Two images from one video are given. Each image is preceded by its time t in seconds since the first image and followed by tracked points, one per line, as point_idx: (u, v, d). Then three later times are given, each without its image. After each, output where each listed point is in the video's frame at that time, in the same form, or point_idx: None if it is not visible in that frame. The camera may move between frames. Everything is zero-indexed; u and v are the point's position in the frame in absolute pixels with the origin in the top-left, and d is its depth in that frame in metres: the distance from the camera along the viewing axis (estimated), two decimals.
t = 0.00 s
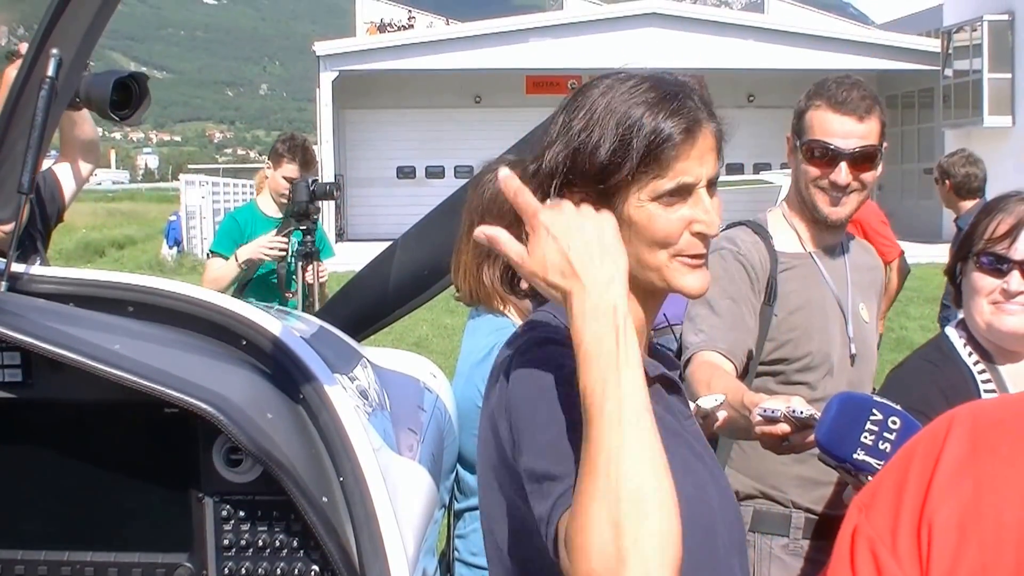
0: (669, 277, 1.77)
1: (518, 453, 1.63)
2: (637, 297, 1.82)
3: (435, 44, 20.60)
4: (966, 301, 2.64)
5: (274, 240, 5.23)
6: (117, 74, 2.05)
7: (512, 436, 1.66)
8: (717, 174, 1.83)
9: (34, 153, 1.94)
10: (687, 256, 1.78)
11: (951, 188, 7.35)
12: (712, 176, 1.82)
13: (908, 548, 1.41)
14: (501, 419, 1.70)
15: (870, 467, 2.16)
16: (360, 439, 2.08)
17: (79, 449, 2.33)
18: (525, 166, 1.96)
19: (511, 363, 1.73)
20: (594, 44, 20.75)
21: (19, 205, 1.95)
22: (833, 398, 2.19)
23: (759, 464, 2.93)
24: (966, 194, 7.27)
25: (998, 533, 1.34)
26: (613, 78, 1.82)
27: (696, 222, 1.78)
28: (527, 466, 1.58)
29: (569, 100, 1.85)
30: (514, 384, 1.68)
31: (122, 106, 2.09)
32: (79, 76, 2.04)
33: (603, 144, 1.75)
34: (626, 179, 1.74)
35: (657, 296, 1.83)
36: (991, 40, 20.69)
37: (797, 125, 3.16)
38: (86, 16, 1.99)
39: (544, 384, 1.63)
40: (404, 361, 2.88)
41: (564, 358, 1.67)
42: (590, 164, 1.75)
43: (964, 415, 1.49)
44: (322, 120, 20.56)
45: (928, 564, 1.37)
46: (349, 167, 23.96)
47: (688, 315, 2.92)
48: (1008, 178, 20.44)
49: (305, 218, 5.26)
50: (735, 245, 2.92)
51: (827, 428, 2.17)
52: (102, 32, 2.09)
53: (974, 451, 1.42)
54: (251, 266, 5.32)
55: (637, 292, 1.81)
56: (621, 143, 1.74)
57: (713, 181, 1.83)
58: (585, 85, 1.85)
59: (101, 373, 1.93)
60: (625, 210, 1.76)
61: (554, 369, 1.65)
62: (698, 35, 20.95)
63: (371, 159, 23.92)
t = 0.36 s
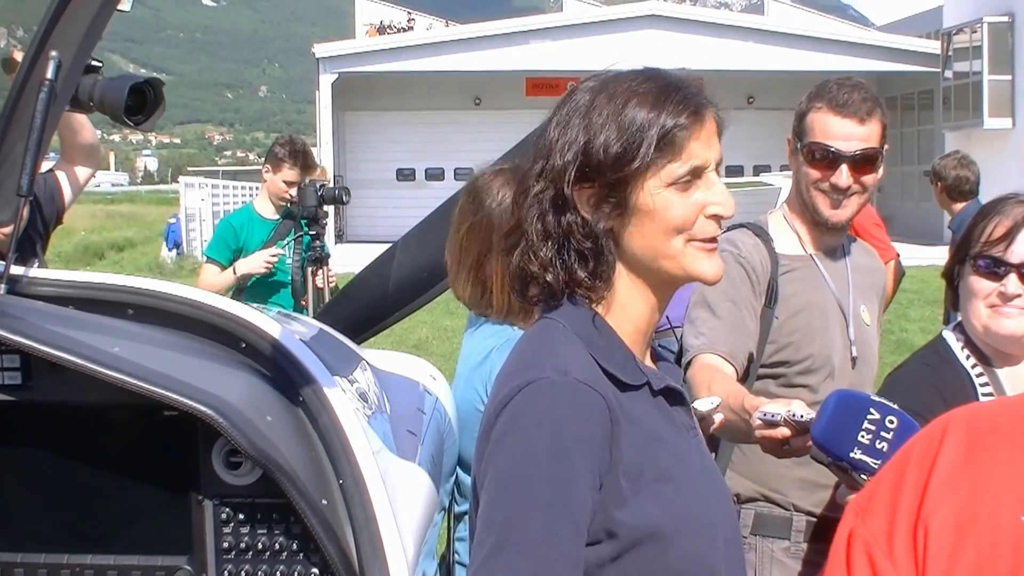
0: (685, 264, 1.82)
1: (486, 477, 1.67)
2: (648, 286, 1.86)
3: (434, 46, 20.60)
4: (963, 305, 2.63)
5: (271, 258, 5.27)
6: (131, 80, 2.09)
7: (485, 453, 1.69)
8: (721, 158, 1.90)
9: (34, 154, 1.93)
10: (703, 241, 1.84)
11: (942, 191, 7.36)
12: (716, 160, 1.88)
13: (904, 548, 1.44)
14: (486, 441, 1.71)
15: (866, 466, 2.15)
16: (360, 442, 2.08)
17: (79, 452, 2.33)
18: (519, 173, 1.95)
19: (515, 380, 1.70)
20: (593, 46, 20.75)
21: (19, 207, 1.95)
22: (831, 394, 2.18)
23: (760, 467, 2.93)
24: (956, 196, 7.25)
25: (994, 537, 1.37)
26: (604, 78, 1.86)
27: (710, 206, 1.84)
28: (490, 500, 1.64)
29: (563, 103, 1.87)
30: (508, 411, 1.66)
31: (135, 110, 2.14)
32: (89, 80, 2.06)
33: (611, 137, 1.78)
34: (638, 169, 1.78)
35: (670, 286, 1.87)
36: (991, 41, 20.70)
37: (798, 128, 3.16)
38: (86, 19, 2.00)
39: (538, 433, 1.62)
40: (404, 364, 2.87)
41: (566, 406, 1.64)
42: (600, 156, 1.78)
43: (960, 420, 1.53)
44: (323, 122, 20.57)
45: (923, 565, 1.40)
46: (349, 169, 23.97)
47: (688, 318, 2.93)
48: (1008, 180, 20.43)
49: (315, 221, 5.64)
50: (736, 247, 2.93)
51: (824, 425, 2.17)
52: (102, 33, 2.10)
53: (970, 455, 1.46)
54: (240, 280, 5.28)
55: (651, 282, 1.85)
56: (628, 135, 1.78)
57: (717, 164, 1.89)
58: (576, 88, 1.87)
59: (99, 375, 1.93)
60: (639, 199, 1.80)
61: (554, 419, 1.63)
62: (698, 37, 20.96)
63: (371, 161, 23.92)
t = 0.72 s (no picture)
0: (722, 250, 1.80)
1: (530, 496, 1.59)
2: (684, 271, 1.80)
3: (434, 46, 20.61)
4: (961, 308, 2.64)
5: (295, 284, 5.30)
6: (141, 82, 2.08)
7: (523, 469, 1.60)
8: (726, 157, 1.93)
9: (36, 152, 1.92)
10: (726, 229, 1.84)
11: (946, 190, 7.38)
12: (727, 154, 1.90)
13: (899, 548, 1.45)
14: (522, 455, 1.61)
15: (858, 470, 2.16)
16: (360, 444, 2.08)
17: (77, 455, 2.32)
18: (547, 154, 1.77)
19: (552, 396, 1.61)
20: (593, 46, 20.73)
21: (19, 210, 1.94)
22: (824, 399, 2.18)
23: (761, 468, 2.93)
24: (958, 194, 7.29)
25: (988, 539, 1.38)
26: (627, 69, 1.81)
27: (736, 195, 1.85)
28: (542, 520, 1.56)
29: (602, 85, 1.77)
30: (556, 429, 1.58)
31: (145, 110, 2.15)
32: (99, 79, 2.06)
33: (677, 116, 1.72)
34: (704, 147, 1.73)
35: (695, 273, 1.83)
36: (990, 42, 20.70)
37: (798, 130, 3.15)
38: (88, 18, 1.99)
39: (596, 452, 1.54)
40: (404, 365, 2.87)
41: (619, 419, 1.57)
42: (673, 132, 1.71)
43: (956, 420, 1.53)
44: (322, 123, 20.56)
45: (919, 565, 1.41)
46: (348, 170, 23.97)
47: (688, 320, 2.93)
48: (1008, 180, 20.42)
49: (315, 218, 5.66)
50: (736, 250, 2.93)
51: (819, 428, 2.16)
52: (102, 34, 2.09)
53: (965, 456, 1.46)
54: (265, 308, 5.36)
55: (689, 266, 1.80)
56: (690, 115, 1.74)
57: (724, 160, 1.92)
58: (605, 73, 1.79)
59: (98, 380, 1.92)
60: (703, 178, 1.74)
61: (605, 435, 1.55)
62: (697, 38, 20.95)
63: (370, 162, 23.91)
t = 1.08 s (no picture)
0: (722, 250, 1.79)
1: (565, 498, 1.58)
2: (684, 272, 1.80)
3: (434, 47, 20.62)
4: (959, 308, 2.64)
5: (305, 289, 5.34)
6: (147, 88, 2.13)
7: (557, 472, 1.58)
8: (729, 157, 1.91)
9: (37, 152, 1.92)
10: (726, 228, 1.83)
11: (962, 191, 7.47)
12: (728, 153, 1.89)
13: (897, 549, 1.46)
14: (552, 455, 1.60)
15: (851, 472, 2.15)
16: (361, 446, 2.08)
17: (77, 456, 2.32)
18: (541, 160, 1.81)
19: (582, 397, 1.59)
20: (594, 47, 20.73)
21: (18, 212, 1.93)
22: (815, 403, 2.18)
23: (761, 469, 2.92)
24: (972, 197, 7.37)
25: (986, 540, 1.38)
26: (621, 72, 1.81)
27: (734, 195, 1.84)
28: (579, 524, 1.55)
29: (594, 89, 1.78)
30: (587, 429, 1.57)
31: (148, 116, 2.19)
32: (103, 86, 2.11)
33: (666, 117, 1.72)
34: (696, 145, 1.72)
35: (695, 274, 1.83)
36: (990, 42, 20.71)
37: (797, 133, 3.15)
38: (88, 18, 1.99)
39: (633, 451, 1.53)
40: (404, 367, 2.87)
41: (654, 419, 1.56)
42: (662, 133, 1.71)
43: (957, 420, 1.53)
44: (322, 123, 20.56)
45: (916, 564, 1.42)
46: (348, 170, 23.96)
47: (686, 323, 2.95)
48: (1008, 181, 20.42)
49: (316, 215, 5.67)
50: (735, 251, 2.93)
51: (811, 432, 2.16)
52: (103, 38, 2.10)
53: (965, 456, 1.46)
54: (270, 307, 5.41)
55: (687, 267, 1.80)
56: (680, 115, 1.73)
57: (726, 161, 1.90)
58: (600, 76, 1.80)
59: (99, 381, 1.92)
60: (695, 176, 1.73)
61: (641, 438, 1.54)
62: (698, 38, 20.94)
63: (370, 162, 23.91)
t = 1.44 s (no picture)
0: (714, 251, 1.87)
1: (570, 503, 1.58)
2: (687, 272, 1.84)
3: (433, 49, 20.66)
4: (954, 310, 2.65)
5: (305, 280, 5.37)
6: (145, 89, 2.16)
7: (563, 477, 1.59)
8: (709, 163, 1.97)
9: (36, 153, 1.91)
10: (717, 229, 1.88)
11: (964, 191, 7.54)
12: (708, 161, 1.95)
13: (893, 549, 1.47)
14: (556, 460, 1.60)
15: (845, 470, 2.17)
16: (358, 447, 2.08)
17: (76, 457, 2.33)
18: (597, 164, 1.70)
19: (589, 404, 1.60)
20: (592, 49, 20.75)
21: (17, 212, 1.91)
22: (808, 401, 2.19)
23: (757, 470, 2.93)
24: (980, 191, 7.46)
25: (982, 540, 1.39)
26: (635, 74, 1.80)
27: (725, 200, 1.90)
28: (582, 529, 1.55)
29: (623, 90, 1.75)
30: (590, 435, 1.57)
31: (150, 117, 2.21)
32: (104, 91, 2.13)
33: (705, 125, 1.74)
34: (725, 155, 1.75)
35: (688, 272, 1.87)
36: (988, 45, 20.74)
37: (792, 135, 3.16)
38: (87, 20, 2.00)
39: (636, 458, 1.53)
40: (402, 368, 2.88)
41: (659, 427, 1.56)
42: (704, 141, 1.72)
43: (953, 420, 1.54)
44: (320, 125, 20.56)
45: (912, 564, 1.43)
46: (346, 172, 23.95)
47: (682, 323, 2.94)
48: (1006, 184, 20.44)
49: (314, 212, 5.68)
50: (732, 253, 2.94)
51: (803, 430, 2.18)
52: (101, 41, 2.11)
53: (961, 456, 1.47)
54: (274, 302, 5.45)
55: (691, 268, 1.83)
56: (711, 124, 1.75)
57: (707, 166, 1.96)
58: (623, 78, 1.78)
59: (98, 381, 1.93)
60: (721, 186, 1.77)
61: (646, 444, 1.54)
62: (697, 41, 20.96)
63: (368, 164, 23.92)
